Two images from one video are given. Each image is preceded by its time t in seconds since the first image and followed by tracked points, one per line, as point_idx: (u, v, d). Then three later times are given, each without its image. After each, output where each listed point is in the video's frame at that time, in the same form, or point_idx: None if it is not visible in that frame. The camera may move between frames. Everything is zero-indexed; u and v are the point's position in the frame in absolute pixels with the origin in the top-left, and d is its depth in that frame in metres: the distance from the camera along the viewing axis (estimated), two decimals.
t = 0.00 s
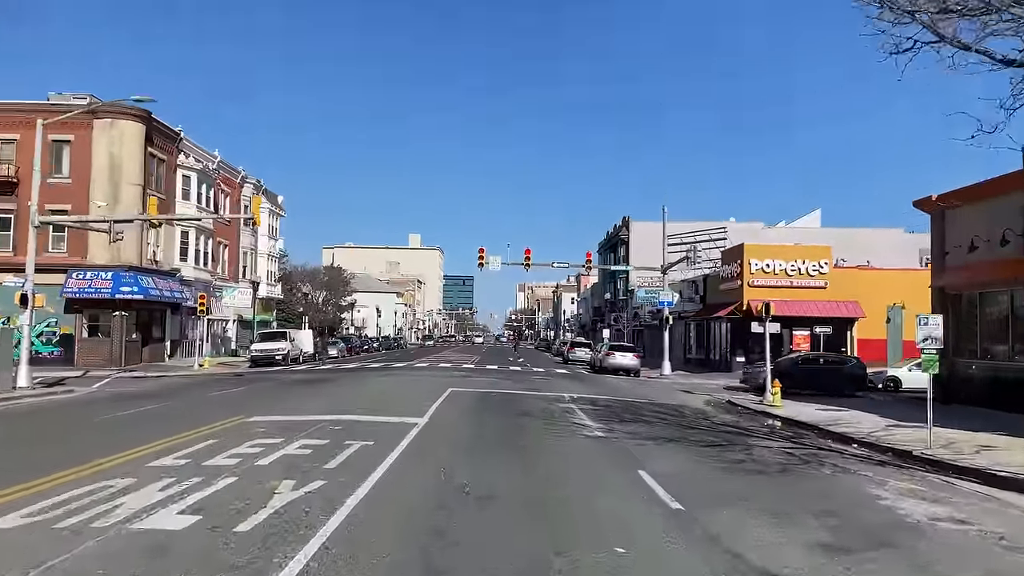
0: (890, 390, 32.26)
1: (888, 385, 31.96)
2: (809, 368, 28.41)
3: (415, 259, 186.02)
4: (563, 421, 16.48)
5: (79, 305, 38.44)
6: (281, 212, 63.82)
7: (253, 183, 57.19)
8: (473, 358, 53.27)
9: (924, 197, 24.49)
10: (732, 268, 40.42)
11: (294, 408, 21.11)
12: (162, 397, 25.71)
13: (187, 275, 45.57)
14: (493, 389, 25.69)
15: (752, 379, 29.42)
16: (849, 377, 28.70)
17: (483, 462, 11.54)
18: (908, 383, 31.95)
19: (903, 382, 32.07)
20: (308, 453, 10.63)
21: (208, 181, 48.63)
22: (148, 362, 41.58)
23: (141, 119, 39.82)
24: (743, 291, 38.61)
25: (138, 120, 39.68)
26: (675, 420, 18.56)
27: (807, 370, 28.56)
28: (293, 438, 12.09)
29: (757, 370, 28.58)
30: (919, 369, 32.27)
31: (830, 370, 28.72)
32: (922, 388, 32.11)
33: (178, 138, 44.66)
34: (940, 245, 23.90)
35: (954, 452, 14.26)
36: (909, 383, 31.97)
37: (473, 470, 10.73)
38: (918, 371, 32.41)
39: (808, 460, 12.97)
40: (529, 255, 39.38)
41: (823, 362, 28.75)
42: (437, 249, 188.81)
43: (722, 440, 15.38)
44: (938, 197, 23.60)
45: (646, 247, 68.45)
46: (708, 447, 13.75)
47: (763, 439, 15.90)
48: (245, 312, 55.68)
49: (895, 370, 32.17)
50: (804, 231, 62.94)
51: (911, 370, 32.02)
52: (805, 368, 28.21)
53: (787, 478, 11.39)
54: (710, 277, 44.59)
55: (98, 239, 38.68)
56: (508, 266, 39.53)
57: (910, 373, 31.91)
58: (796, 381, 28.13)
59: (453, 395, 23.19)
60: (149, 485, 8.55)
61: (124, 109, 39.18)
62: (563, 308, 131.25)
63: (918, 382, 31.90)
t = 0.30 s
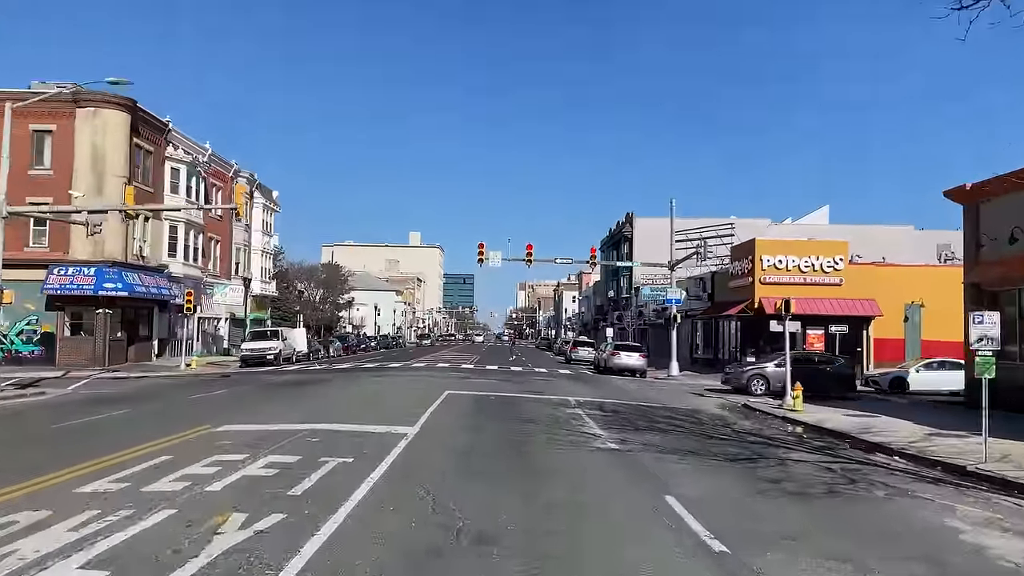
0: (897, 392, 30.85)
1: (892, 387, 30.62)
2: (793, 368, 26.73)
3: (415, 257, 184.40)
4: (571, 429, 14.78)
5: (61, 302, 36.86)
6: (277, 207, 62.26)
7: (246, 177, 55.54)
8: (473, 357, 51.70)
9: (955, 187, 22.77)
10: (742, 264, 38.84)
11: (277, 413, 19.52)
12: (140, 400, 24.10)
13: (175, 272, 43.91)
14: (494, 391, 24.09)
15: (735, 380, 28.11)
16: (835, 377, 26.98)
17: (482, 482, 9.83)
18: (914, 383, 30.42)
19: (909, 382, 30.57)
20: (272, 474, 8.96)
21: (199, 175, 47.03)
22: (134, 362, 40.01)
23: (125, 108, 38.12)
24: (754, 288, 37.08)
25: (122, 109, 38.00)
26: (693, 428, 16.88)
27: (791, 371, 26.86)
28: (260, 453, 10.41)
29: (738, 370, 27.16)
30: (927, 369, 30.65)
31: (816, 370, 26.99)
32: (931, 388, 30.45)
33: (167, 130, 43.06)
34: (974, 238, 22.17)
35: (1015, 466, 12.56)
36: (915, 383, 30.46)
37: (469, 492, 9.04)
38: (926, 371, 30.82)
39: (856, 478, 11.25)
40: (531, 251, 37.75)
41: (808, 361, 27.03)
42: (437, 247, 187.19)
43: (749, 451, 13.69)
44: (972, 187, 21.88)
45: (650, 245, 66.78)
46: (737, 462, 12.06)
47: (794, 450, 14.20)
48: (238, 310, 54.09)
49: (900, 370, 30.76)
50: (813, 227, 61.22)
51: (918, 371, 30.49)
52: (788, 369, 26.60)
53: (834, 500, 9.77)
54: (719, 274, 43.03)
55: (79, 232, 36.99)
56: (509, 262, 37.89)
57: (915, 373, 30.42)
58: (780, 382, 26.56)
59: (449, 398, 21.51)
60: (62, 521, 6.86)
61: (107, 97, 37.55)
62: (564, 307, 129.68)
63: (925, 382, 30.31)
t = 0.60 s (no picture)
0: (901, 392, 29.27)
1: (895, 387, 29.05)
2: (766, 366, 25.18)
3: (414, 254, 182.80)
4: (580, 439, 13.18)
5: (41, 298, 35.29)
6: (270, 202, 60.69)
7: (239, 171, 53.98)
8: (472, 356, 50.16)
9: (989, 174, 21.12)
10: (752, 259, 37.25)
11: (257, 419, 17.90)
12: (113, 402, 22.49)
13: (162, 267, 42.24)
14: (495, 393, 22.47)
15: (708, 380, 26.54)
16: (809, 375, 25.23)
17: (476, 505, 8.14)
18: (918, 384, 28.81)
19: (913, 383, 28.94)
20: (220, 505, 7.31)
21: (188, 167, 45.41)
22: (119, 362, 38.40)
23: (109, 95, 36.52)
24: (765, 284, 35.50)
25: (105, 96, 36.39)
26: (713, 436, 15.20)
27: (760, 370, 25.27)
28: (212, 474, 8.74)
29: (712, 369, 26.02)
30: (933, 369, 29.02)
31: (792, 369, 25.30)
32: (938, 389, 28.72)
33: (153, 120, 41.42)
34: (1011, 229, 20.60)
35: None
36: (919, 384, 28.84)
37: (459, 521, 7.37)
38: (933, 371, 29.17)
39: (915, 500, 9.67)
40: (532, 246, 36.15)
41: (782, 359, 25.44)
42: (437, 244, 185.57)
43: (782, 465, 12.10)
44: (1011, 172, 20.26)
45: (653, 241, 65.16)
46: (774, 480, 10.47)
47: (831, 463, 12.62)
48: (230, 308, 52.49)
49: (904, 370, 29.18)
50: (821, 223, 59.65)
51: (923, 371, 28.88)
52: (761, 368, 25.14)
53: (900, 533, 8.15)
54: (727, 270, 41.46)
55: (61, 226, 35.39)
56: (509, 257, 36.31)
57: (920, 373, 28.83)
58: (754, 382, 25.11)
59: (445, 402, 19.80)
60: None
61: (90, 84, 35.96)
62: (565, 305, 128.12)
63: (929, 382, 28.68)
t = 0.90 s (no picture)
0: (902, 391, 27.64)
1: (898, 387, 27.40)
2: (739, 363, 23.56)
3: (414, 251, 181.26)
4: (592, 450, 11.62)
5: (21, 295, 33.79)
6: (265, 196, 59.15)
7: (232, 164, 52.45)
8: (471, 355, 48.62)
9: None
10: (764, 254, 35.73)
11: (237, 424, 16.42)
12: (86, 405, 20.97)
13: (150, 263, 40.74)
14: (496, 395, 21.01)
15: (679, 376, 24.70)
16: (785, 373, 23.55)
17: (468, 539, 6.53)
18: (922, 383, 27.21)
19: (916, 382, 27.33)
20: (146, 549, 5.79)
21: (178, 159, 43.89)
22: (105, 361, 36.95)
23: (93, 83, 34.95)
24: (777, 280, 34.03)
25: (89, 84, 34.83)
26: (739, 446, 13.64)
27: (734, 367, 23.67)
28: (150, 504, 7.22)
29: (683, 367, 24.39)
30: (938, 368, 27.48)
31: (767, 367, 23.66)
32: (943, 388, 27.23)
33: (141, 109, 39.83)
34: None
35: None
36: (923, 383, 27.25)
37: (447, 567, 5.81)
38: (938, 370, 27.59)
39: (993, 530, 8.15)
40: (534, 240, 34.67)
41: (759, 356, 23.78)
42: (437, 241, 184.03)
43: (824, 482, 10.58)
44: None
45: (657, 237, 63.67)
46: (822, 504, 8.96)
47: (878, 480, 11.10)
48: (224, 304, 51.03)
49: (907, 368, 27.56)
50: (831, 217, 58.05)
51: (927, 370, 27.33)
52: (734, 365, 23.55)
53: None
54: (736, 266, 39.95)
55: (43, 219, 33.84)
56: (510, 252, 34.77)
57: (924, 372, 27.27)
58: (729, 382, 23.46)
59: (441, 404, 18.24)
60: None
61: (72, 71, 34.39)
62: (566, 303, 126.51)
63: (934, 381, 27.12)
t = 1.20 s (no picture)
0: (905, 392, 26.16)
1: (901, 388, 26.00)
2: (707, 362, 21.94)
3: (415, 249, 179.90)
4: (606, 467, 10.13)
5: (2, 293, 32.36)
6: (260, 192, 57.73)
7: (226, 158, 50.99)
8: (472, 354, 47.18)
9: None
10: (776, 249, 34.28)
11: (212, 434, 14.96)
12: (56, 410, 19.53)
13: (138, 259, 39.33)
14: (497, 399, 19.55)
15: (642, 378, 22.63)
16: (755, 373, 21.94)
17: None
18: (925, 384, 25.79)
19: (920, 383, 25.88)
20: None
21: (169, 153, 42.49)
22: (90, 361, 35.55)
23: (76, 71, 33.53)
24: (791, 276, 32.61)
25: (72, 72, 33.40)
26: (769, 459, 12.16)
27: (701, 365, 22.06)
28: (60, 548, 5.77)
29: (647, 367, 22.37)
30: (943, 367, 26.01)
31: (737, 365, 22.04)
32: (948, 389, 25.78)
33: (128, 100, 38.40)
34: None
35: None
36: (927, 384, 25.83)
37: None
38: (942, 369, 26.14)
39: None
40: (537, 235, 33.15)
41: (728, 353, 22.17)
42: (438, 239, 182.49)
43: (878, 506, 9.07)
44: None
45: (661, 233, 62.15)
46: (885, 538, 7.46)
47: (938, 501, 9.61)
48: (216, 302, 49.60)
49: (910, 368, 26.11)
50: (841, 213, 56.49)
51: (931, 370, 25.87)
52: (701, 364, 21.95)
53: None
54: (746, 261, 38.49)
55: (24, 214, 32.42)
56: (512, 247, 33.30)
57: (927, 372, 25.83)
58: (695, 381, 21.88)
59: (437, 409, 16.72)
60: None
61: (54, 58, 32.96)
62: (568, 301, 125.28)
63: (939, 383, 25.67)
